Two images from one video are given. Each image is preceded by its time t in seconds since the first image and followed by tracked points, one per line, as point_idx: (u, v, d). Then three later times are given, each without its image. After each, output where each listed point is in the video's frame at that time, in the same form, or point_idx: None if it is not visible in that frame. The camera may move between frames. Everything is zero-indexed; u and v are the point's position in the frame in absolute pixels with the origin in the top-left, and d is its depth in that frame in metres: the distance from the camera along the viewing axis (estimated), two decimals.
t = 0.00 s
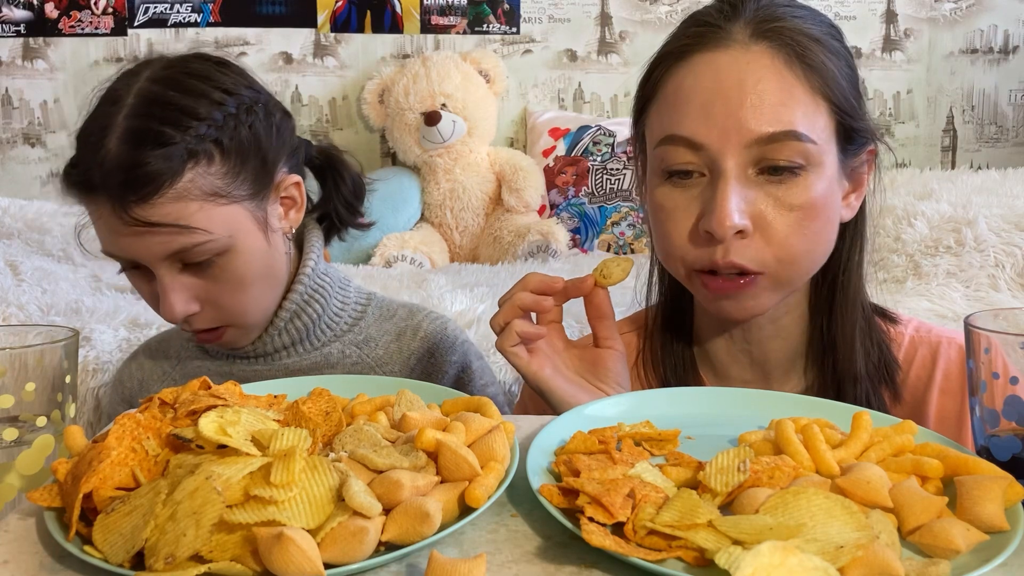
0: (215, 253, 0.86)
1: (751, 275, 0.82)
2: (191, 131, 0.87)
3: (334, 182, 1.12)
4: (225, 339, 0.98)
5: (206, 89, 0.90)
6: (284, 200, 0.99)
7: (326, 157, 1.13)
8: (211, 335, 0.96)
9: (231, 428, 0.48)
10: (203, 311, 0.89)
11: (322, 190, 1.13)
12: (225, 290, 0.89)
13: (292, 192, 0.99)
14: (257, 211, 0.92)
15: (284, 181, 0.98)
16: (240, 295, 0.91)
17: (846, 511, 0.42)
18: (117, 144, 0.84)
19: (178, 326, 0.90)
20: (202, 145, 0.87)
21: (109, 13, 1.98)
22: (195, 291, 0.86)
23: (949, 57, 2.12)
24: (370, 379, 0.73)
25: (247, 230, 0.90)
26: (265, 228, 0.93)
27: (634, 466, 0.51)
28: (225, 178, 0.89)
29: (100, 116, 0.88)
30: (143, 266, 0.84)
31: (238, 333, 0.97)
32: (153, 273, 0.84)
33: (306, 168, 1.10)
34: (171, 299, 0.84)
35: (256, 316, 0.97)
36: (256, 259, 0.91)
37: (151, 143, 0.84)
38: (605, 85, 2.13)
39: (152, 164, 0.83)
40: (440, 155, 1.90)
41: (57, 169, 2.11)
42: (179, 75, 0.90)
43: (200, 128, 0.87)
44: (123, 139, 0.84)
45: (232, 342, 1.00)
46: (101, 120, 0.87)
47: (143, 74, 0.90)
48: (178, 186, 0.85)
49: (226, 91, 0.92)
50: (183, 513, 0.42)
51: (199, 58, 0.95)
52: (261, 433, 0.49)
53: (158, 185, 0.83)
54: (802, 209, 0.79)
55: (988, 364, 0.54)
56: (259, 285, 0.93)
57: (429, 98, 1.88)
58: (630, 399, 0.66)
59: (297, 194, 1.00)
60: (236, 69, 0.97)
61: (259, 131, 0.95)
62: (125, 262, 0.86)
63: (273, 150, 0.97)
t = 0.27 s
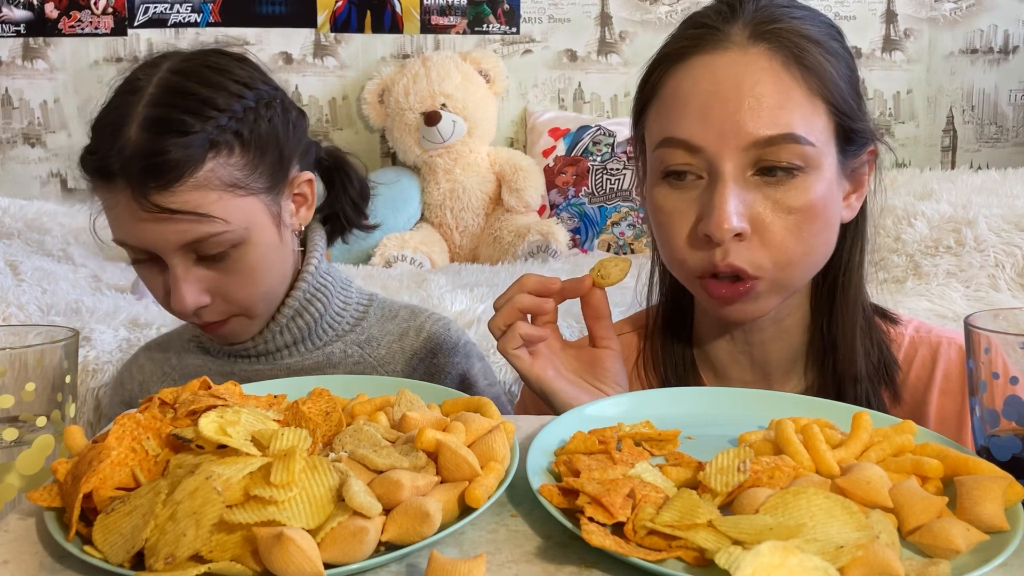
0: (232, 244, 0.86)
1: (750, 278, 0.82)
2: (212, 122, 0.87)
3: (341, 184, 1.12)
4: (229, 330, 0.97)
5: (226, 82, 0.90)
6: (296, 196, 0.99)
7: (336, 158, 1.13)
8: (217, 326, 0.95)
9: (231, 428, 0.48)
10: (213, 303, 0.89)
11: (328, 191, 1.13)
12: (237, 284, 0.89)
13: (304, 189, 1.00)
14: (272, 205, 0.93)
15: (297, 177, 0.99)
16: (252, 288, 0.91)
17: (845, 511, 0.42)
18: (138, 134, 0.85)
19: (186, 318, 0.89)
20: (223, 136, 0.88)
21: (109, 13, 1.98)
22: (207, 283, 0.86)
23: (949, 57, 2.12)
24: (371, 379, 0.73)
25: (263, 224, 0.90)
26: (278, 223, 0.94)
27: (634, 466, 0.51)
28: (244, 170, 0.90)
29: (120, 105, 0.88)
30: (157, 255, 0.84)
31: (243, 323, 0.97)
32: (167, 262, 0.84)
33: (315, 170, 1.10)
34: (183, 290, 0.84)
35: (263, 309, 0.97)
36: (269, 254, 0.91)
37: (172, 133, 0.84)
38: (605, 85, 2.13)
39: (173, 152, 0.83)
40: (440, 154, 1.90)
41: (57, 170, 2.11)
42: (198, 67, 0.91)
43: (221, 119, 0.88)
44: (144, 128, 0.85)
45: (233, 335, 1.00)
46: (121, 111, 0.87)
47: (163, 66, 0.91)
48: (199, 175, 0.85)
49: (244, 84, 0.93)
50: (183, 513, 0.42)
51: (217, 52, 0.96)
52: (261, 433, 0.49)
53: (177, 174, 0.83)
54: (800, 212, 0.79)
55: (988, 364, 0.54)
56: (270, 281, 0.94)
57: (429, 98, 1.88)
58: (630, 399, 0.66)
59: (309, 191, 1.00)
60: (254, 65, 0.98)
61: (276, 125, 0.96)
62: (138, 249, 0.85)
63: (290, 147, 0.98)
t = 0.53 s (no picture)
0: (251, 247, 0.86)
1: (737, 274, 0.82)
2: (225, 126, 0.87)
3: (342, 179, 1.13)
4: (240, 333, 0.97)
5: (233, 84, 0.90)
6: (302, 194, 1.00)
7: (334, 154, 1.13)
8: (228, 329, 0.95)
9: (231, 428, 0.48)
10: (230, 306, 0.89)
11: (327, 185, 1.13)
12: (253, 284, 0.89)
13: (310, 187, 1.01)
14: (285, 205, 0.93)
15: (305, 176, 1.00)
16: (266, 289, 0.92)
17: (845, 512, 0.42)
18: (151, 143, 0.84)
19: (202, 323, 0.89)
20: (237, 140, 0.88)
21: (109, 13, 1.98)
22: (225, 286, 0.86)
23: (949, 57, 2.12)
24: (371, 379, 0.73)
25: (277, 226, 0.91)
26: (290, 222, 0.94)
27: (634, 466, 0.51)
28: (258, 173, 0.90)
29: (126, 112, 0.87)
30: (174, 261, 0.83)
31: (254, 325, 0.97)
32: (184, 268, 0.84)
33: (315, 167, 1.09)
34: (203, 295, 0.84)
35: (273, 309, 0.97)
36: (283, 254, 0.92)
37: (186, 140, 0.84)
38: (605, 85, 2.13)
39: (191, 159, 0.83)
40: (440, 154, 1.90)
41: (56, 170, 2.11)
42: (201, 69, 0.90)
43: (233, 123, 0.88)
44: (157, 136, 0.84)
45: (239, 337, 0.99)
46: (128, 120, 0.86)
47: (167, 70, 0.90)
48: (216, 182, 0.85)
49: (248, 84, 0.92)
50: (183, 513, 0.42)
51: (216, 53, 0.95)
52: (261, 433, 0.49)
53: (196, 182, 0.83)
54: (788, 211, 0.79)
55: (988, 364, 0.54)
56: (283, 279, 0.94)
57: (429, 98, 1.88)
58: (630, 399, 0.66)
59: (315, 189, 1.01)
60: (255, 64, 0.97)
61: (283, 126, 0.96)
62: (153, 258, 0.84)
63: (297, 146, 0.99)
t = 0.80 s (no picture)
0: (258, 251, 0.86)
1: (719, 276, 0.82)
2: (230, 131, 0.87)
3: (341, 178, 1.13)
4: (245, 335, 0.98)
5: (235, 88, 0.90)
6: (304, 195, 1.00)
7: (332, 153, 1.13)
8: (233, 332, 0.95)
9: (231, 428, 0.48)
10: (237, 309, 0.89)
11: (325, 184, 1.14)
12: (259, 287, 0.89)
13: (313, 187, 1.01)
14: (290, 207, 0.94)
15: (308, 177, 1.01)
16: (272, 292, 0.92)
17: (845, 511, 0.42)
18: (157, 149, 0.83)
19: (209, 327, 0.89)
20: (242, 144, 0.88)
21: (109, 13, 1.98)
22: (232, 290, 0.86)
23: (949, 57, 2.12)
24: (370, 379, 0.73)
25: (283, 229, 0.91)
26: (295, 223, 0.95)
27: (634, 466, 0.51)
28: (265, 177, 0.90)
29: (127, 117, 0.86)
30: (181, 267, 0.83)
31: (259, 328, 0.98)
32: (191, 273, 0.83)
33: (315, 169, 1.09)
34: (212, 300, 0.84)
35: (278, 311, 0.97)
36: (289, 256, 0.93)
37: (193, 146, 0.84)
38: (605, 85, 2.13)
39: (198, 166, 0.83)
40: (440, 154, 1.90)
41: (57, 170, 2.11)
42: (202, 72, 0.89)
43: (238, 127, 0.88)
44: (162, 142, 0.84)
45: (245, 339, 1.00)
46: (130, 126, 0.85)
47: (167, 74, 0.89)
48: (224, 188, 0.85)
49: (249, 87, 0.92)
50: (183, 513, 0.42)
51: (215, 55, 0.94)
52: (261, 433, 0.49)
53: (204, 188, 0.83)
54: (769, 211, 0.79)
55: (987, 364, 0.54)
56: (288, 281, 0.94)
57: (429, 98, 1.88)
58: (630, 399, 0.66)
59: (317, 190, 1.02)
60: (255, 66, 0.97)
61: (286, 128, 0.96)
62: (160, 264, 0.84)
63: (299, 147, 0.99)
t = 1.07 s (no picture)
0: (262, 252, 0.87)
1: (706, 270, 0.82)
2: (235, 132, 0.87)
3: (341, 178, 1.13)
4: (247, 336, 0.98)
5: (239, 89, 0.90)
6: (307, 195, 1.00)
7: (333, 154, 1.13)
8: (235, 333, 0.96)
9: (231, 428, 0.48)
10: (240, 310, 0.89)
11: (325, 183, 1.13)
12: (262, 289, 0.89)
13: (316, 188, 1.01)
14: (294, 209, 0.94)
15: (311, 177, 1.01)
16: (275, 293, 0.92)
17: (846, 511, 0.42)
18: (162, 151, 0.83)
19: (212, 328, 0.89)
20: (247, 146, 0.88)
21: (109, 13, 1.98)
22: (236, 291, 0.86)
23: (949, 57, 2.12)
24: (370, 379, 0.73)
25: (287, 229, 0.91)
26: (298, 225, 0.95)
27: (634, 466, 0.51)
28: (269, 178, 0.90)
29: (131, 118, 0.86)
30: (185, 268, 0.83)
31: (261, 329, 0.98)
32: (195, 274, 0.83)
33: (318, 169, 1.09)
34: (216, 301, 0.84)
35: (280, 313, 0.97)
36: (291, 257, 0.93)
37: (197, 147, 0.84)
38: (605, 85, 2.13)
39: (203, 168, 0.83)
40: (440, 154, 1.90)
41: (57, 169, 2.11)
42: (206, 73, 0.89)
43: (242, 128, 0.88)
44: (167, 143, 0.84)
45: (247, 340, 1.00)
46: (134, 127, 0.85)
47: (171, 74, 0.89)
48: (230, 190, 0.85)
49: (252, 88, 0.92)
50: (183, 513, 0.42)
51: (219, 55, 0.94)
52: (261, 433, 0.49)
53: (209, 190, 0.83)
54: (757, 205, 0.79)
55: (988, 364, 0.54)
56: (291, 282, 0.94)
57: (429, 98, 1.88)
58: (630, 398, 0.67)
59: (320, 191, 1.02)
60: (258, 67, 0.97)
61: (290, 129, 0.96)
62: (164, 265, 0.84)
63: (303, 148, 0.99)
